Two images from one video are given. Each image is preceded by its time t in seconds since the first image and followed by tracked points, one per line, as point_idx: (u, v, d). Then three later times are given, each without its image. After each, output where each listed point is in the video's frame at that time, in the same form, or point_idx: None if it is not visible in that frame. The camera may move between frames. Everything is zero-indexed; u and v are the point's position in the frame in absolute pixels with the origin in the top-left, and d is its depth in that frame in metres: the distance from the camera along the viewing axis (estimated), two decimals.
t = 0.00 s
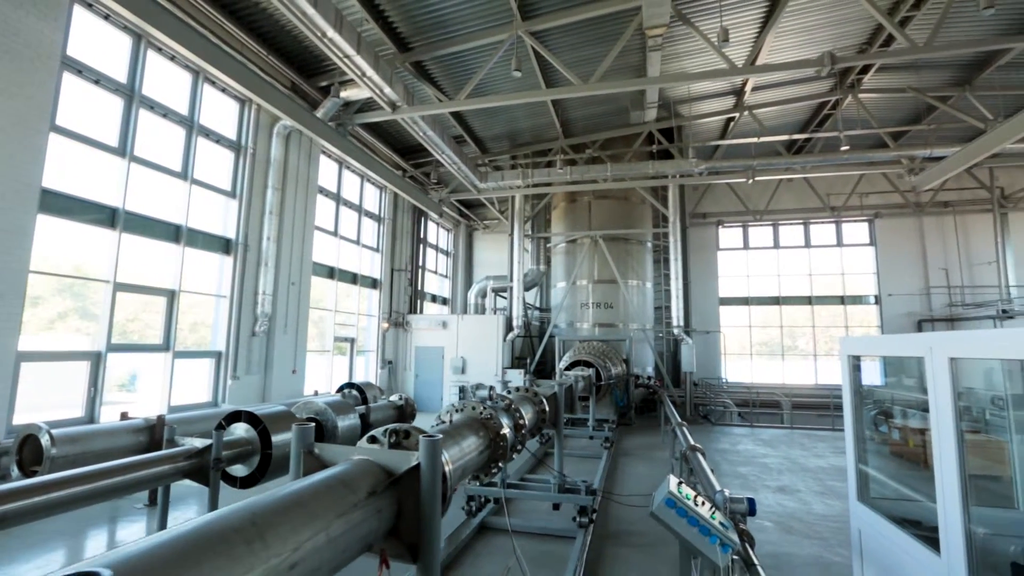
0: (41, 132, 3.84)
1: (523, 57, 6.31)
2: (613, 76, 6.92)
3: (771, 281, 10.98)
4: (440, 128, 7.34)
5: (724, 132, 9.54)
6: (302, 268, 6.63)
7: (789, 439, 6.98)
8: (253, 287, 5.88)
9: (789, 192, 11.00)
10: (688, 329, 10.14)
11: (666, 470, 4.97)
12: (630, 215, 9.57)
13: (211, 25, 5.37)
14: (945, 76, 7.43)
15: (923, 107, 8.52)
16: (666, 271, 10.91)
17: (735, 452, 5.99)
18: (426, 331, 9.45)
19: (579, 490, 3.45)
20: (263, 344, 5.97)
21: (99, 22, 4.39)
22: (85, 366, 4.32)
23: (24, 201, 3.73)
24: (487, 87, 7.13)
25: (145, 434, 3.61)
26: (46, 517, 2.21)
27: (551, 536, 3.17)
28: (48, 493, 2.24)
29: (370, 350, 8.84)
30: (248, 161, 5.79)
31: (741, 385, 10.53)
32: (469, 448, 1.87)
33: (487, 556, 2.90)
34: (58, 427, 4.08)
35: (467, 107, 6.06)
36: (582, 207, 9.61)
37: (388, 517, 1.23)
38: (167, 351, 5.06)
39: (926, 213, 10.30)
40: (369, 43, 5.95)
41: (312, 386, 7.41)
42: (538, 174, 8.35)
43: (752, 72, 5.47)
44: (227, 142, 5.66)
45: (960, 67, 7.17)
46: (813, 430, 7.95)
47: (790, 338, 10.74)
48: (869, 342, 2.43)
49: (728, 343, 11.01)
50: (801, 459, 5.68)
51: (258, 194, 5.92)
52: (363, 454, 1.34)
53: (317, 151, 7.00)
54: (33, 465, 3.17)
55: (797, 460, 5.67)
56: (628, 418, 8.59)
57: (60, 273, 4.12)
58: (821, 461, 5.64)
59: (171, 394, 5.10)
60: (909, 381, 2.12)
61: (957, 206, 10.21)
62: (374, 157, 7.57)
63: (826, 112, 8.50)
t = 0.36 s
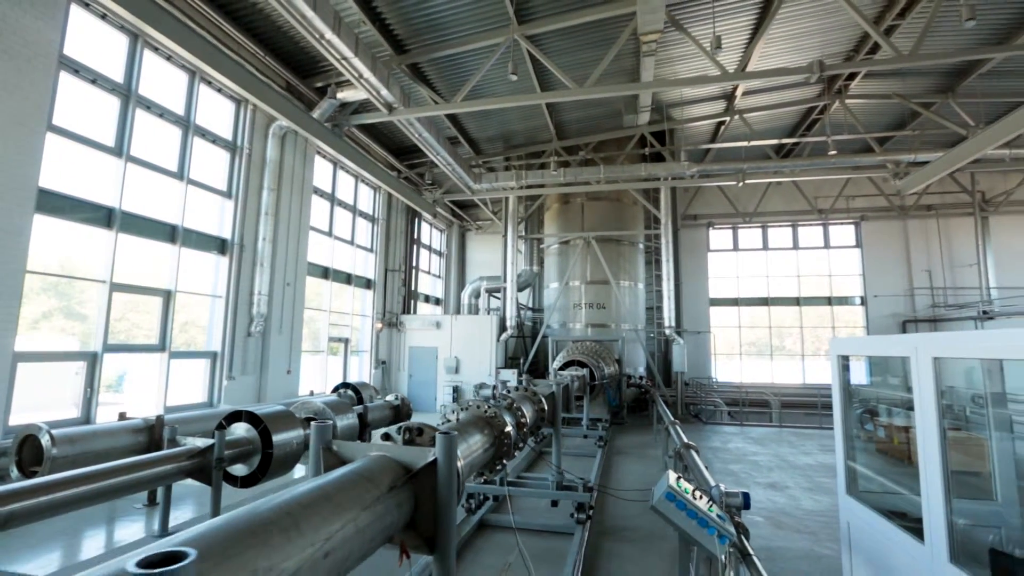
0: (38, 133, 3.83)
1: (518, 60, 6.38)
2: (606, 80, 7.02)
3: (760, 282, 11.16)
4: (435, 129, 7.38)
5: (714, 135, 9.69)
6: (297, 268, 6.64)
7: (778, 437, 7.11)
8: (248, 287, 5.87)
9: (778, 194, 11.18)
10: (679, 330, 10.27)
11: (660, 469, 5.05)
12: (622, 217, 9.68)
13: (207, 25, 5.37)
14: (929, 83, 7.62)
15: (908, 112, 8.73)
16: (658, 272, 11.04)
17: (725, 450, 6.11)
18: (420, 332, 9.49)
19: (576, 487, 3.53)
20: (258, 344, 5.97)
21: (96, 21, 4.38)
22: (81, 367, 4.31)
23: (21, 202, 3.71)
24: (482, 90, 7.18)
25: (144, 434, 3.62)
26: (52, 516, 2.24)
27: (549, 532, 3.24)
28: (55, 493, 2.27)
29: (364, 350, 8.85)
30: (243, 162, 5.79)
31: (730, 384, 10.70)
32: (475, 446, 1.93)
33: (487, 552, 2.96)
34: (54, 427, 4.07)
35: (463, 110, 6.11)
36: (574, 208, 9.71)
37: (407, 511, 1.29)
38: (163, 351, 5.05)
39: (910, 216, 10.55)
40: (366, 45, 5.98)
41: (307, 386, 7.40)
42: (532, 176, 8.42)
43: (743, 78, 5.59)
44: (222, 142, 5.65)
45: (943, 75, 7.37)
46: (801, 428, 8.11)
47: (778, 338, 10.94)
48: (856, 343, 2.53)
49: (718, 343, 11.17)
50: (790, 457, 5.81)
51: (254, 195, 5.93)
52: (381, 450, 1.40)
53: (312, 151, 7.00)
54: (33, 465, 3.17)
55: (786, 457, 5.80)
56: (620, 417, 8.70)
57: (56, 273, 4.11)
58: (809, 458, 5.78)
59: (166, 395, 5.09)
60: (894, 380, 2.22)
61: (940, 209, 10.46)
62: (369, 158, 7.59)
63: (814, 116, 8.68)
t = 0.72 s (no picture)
0: (36, 132, 3.82)
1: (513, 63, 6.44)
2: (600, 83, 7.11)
3: (749, 283, 11.34)
4: (430, 130, 7.42)
5: (705, 138, 9.83)
6: (292, 268, 6.64)
7: (767, 435, 7.26)
8: (244, 287, 5.87)
9: (766, 197, 11.37)
10: (670, 330, 10.40)
11: (652, 466, 5.15)
12: (615, 218, 9.79)
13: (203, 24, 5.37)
14: (913, 90, 7.82)
15: (893, 118, 8.94)
16: (650, 272, 11.17)
17: (716, 447, 6.24)
18: (413, 331, 9.52)
19: (573, 484, 3.61)
20: (253, 343, 5.97)
21: (93, 20, 4.37)
22: (78, 367, 4.29)
23: (19, 201, 3.71)
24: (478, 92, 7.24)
25: (143, 434, 3.63)
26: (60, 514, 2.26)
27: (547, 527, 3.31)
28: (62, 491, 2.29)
29: (357, 350, 8.85)
30: (239, 161, 5.79)
31: (720, 384, 10.87)
32: (480, 444, 2.00)
33: (487, 548, 3.02)
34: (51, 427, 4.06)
35: (458, 111, 6.17)
36: (567, 210, 9.80)
37: (422, 503, 1.35)
38: (159, 351, 5.03)
39: (895, 218, 10.80)
40: (363, 46, 6.01)
41: (301, 386, 7.40)
42: (526, 177, 8.49)
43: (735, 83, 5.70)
44: (218, 142, 5.65)
45: (927, 82, 7.56)
46: (789, 427, 8.27)
47: (767, 338, 11.12)
48: (843, 343, 2.63)
49: (708, 343, 11.33)
50: (778, 454, 5.95)
51: (249, 194, 5.92)
52: (396, 446, 1.46)
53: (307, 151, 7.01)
54: (33, 464, 3.17)
55: (775, 454, 5.94)
56: (612, 416, 8.80)
57: (53, 273, 4.09)
58: (797, 455, 5.92)
59: (162, 394, 5.08)
60: (879, 378, 2.32)
61: (923, 212, 10.72)
62: (363, 158, 7.61)
63: (803, 121, 8.85)
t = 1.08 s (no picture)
0: (32, 133, 3.81)
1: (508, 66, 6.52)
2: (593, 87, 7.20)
3: (738, 284, 11.51)
4: (424, 132, 7.46)
5: (695, 142, 9.98)
6: (286, 268, 6.64)
7: (756, 434, 7.41)
8: (239, 287, 5.87)
9: (755, 199, 11.56)
10: (660, 330, 10.53)
11: (644, 465, 5.24)
12: (606, 219, 9.89)
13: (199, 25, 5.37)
14: (897, 97, 8.02)
15: (878, 124, 9.15)
16: (641, 274, 11.29)
17: (706, 446, 6.35)
18: (406, 332, 9.54)
19: (569, 482, 3.69)
20: (247, 344, 5.97)
21: (88, 20, 4.36)
22: (73, 368, 4.27)
23: (15, 201, 3.70)
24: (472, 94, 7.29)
25: (140, 434, 3.64)
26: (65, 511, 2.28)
27: (544, 524, 3.38)
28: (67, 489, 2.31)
29: (350, 350, 8.85)
30: (234, 162, 5.78)
31: (709, 383, 11.03)
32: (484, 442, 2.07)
33: (485, 545, 3.08)
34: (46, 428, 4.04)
35: (453, 114, 6.22)
36: (560, 211, 9.89)
37: (434, 498, 1.42)
38: (154, 351, 5.01)
39: (879, 221, 11.04)
40: (359, 48, 6.03)
41: (294, 386, 7.39)
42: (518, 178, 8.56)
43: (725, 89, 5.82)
44: (213, 142, 5.64)
45: (911, 89, 7.76)
46: (776, 425, 8.44)
47: (755, 339, 11.31)
48: (829, 344, 2.74)
49: (697, 343, 11.50)
50: (767, 452, 6.08)
51: (244, 195, 5.92)
52: (408, 443, 1.52)
53: (302, 152, 7.01)
54: (31, 465, 3.17)
55: (763, 453, 6.07)
56: (604, 416, 8.90)
57: (48, 274, 4.07)
58: (784, 453, 6.05)
59: (157, 395, 5.06)
60: (864, 378, 2.43)
61: (907, 215, 10.97)
62: (358, 159, 7.63)
63: (790, 125, 9.03)
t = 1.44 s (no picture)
0: (24, 133, 3.78)
1: (501, 69, 6.59)
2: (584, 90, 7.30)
3: (725, 286, 11.70)
4: (417, 134, 7.50)
5: (684, 145, 10.14)
6: (279, 269, 6.63)
7: (743, 433, 7.56)
8: (231, 288, 5.86)
9: (742, 202, 11.77)
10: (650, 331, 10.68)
11: (635, 463, 5.35)
12: (597, 221, 10.00)
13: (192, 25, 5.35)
14: (879, 103, 8.24)
15: (860, 129, 9.39)
16: (631, 275, 11.43)
17: (695, 445, 6.49)
18: (398, 332, 9.55)
19: (562, 480, 3.76)
20: (240, 345, 5.95)
21: (81, 20, 4.34)
22: (65, 369, 4.25)
23: (8, 202, 3.68)
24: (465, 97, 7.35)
25: (135, 436, 3.64)
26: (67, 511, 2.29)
27: (539, 522, 3.45)
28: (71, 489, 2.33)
29: (342, 351, 8.84)
30: (227, 163, 5.78)
31: (697, 383, 11.20)
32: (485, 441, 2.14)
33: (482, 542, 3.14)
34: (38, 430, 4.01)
35: (446, 117, 6.27)
36: (551, 213, 9.98)
37: (442, 494, 1.48)
38: (146, 353, 4.99)
39: (862, 224, 11.31)
40: (353, 50, 6.06)
41: (286, 387, 7.37)
42: (510, 181, 8.63)
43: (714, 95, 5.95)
44: (205, 143, 5.63)
45: (892, 96, 7.98)
46: (763, 424, 8.61)
47: (741, 339, 11.51)
48: (813, 345, 2.85)
49: (686, 343, 11.67)
50: (753, 450, 6.22)
51: (237, 196, 5.91)
52: (416, 442, 1.58)
53: (294, 153, 7.00)
54: (25, 468, 3.16)
55: (750, 451, 6.21)
56: (594, 416, 9.01)
57: (40, 275, 4.05)
58: (771, 451, 6.20)
59: (149, 397, 5.04)
60: (847, 377, 2.54)
61: (889, 218, 11.25)
62: (350, 160, 7.64)
63: (776, 130, 9.21)
